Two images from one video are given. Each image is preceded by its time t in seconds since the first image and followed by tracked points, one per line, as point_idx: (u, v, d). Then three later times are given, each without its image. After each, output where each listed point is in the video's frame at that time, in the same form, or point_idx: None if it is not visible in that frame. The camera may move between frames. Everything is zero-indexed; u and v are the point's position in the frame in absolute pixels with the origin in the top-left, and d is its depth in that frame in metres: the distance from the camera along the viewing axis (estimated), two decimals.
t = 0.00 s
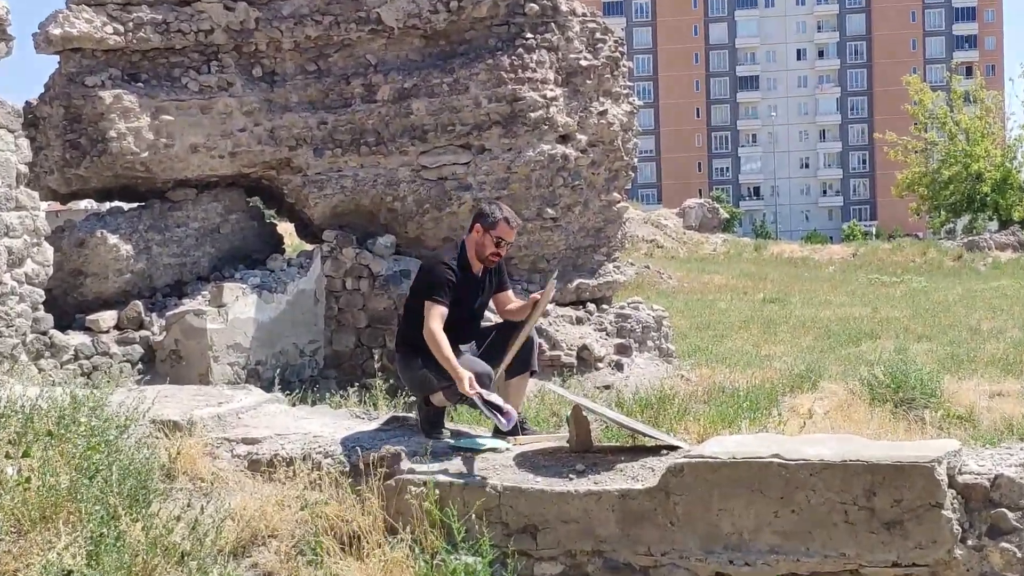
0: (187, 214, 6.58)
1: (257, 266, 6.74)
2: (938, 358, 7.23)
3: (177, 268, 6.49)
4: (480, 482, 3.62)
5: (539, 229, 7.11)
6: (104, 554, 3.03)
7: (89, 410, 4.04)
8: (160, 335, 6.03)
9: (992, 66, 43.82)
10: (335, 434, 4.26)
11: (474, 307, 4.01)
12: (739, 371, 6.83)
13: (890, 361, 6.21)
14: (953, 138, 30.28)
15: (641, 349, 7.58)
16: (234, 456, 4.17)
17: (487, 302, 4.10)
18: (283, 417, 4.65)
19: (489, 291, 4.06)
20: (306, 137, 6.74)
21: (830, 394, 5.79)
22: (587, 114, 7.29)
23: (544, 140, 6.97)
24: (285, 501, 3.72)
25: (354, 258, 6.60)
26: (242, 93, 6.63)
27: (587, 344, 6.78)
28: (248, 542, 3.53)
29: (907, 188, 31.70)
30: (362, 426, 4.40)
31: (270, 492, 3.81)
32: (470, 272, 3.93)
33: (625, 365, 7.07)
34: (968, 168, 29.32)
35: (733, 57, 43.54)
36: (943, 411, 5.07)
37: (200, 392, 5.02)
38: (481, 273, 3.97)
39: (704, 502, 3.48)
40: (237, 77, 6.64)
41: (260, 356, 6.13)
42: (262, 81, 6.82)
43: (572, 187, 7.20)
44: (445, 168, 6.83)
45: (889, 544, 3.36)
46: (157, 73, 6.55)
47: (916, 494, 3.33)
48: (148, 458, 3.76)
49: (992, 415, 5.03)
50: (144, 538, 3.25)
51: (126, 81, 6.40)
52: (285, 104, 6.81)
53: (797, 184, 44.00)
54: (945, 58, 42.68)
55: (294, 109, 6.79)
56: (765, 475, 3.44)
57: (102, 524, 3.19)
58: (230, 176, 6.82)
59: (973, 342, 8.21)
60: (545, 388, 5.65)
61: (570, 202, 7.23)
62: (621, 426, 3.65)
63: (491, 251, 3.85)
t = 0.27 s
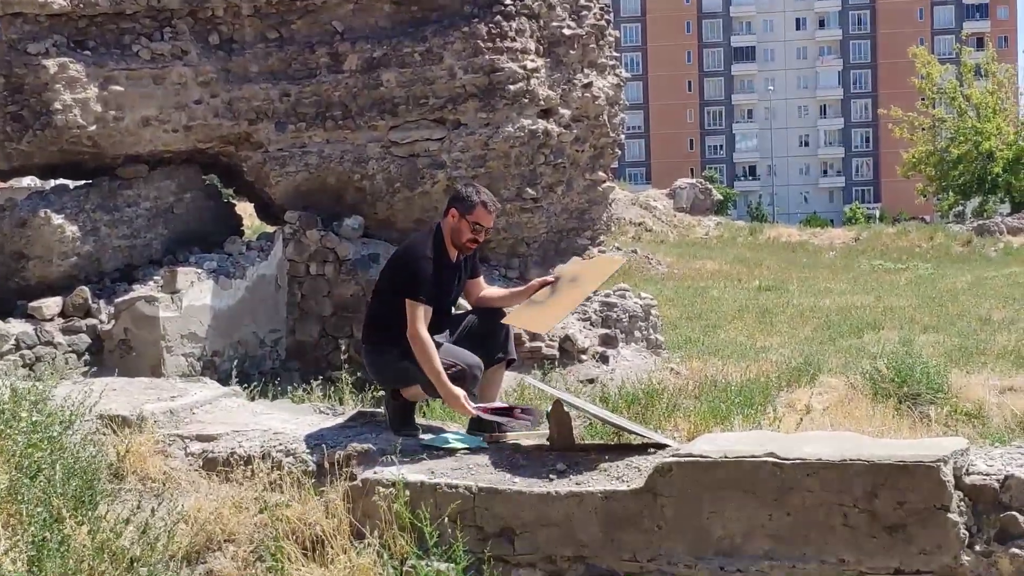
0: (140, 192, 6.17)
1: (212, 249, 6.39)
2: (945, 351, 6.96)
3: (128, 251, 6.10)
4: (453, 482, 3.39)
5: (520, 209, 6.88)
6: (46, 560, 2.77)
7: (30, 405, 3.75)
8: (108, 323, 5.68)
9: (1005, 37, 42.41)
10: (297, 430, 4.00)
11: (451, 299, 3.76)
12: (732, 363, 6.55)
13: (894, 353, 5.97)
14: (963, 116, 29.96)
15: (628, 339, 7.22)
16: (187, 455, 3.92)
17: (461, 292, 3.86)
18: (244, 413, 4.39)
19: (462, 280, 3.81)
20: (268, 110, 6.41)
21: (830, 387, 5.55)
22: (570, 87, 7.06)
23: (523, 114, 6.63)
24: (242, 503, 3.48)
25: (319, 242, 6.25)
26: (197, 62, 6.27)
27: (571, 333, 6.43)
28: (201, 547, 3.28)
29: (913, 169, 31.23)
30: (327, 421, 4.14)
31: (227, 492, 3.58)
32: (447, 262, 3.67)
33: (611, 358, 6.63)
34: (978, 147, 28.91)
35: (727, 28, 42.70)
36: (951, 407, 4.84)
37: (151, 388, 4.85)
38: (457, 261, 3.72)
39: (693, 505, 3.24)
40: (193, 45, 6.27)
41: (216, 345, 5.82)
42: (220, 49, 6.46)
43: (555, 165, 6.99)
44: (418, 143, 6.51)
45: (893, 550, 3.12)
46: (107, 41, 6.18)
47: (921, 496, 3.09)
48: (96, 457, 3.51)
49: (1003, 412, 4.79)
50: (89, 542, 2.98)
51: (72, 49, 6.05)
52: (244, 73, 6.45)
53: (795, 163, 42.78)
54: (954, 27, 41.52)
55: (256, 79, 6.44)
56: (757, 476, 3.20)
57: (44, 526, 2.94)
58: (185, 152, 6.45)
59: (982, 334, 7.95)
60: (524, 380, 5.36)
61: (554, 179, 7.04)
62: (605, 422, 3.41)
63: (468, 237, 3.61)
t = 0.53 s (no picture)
0: (122, 188, 6.14)
1: (196, 246, 6.39)
2: (929, 345, 6.97)
3: (112, 247, 6.08)
4: (438, 478, 3.39)
5: (505, 204, 6.90)
6: (30, 557, 2.78)
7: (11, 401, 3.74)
8: (93, 320, 5.70)
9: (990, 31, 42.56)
10: (282, 426, 4.01)
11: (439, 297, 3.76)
12: (717, 358, 6.56)
13: (877, 348, 5.96)
14: (948, 109, 30.08)
15: (614, 334, 7.22)
16: (171, 451, 3.94)
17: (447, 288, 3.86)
18: (227, 410, 4.40)
19: (449, 276, 3.82)
20: (251, 106, 6.40)
21: (814, 382, 5.56)
22: (553, 83, 7.04)
23: (507, 109, 6.64)
24: (226, 498, 3.49)
25: (303, 237, 6.20)
26: (180, 57, 6.27)
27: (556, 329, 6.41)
28: (184, 542, 3.29)
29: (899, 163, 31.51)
30: (311, 417, 4.16)
31: (211, 487, 3.59)
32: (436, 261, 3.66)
33: (596, 354, 6.66)
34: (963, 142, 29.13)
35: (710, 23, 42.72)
36: (935, 402, 4.85)
37: (135, 385, 4.88)
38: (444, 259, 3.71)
39: (676, 499, 3.25)
40: (175, 41, 6.28)
41: (201, 341, 5.85)
42: (203, 44, 6.44)
43: (539, 160, 7.01)
44: (402, 140, 6.51)
45: (875, 545, 3.13)
46: (89, 37, 6.17)
47: (904, 491, 3.10)
48: (77, 453, 3.50)
49: (986, 406, 4.80)
50: (73, 538, 2.98)
51: (54, 45, 6.05)
52: (227, 68, 6.44)
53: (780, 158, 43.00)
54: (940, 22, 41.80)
55: (239, 74, 6.43)
56: (741, 470, 3.20)
57: (26, 522, 2.94)
58: (168, 148, 6.43)
59: (967, 328, 7.97)
60: (509, 376, 5.36)
61: (540, 174, 7.06)
62: (589, 417, 3.42)
63: (456, 236, 3.61)
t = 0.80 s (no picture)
0: (112, 181, 6.14)
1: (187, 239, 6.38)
2: (919, 338, 6.98)
3: (102, 241, 6.08)
4: (428, 472, 3.39)
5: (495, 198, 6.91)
6: (20, 551, 2.79)
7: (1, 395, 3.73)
8: (84, 315, 5.70)
9: (980, 24, 42.92)
10: (272, 420, 4.01)
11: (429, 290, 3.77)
12: (707, 351, 6.57)
13: (867, 340, 5.98)
14: (938, 102, 30.16)
15: (605, 327, 7.24)
16: (161, 444, 3.94)
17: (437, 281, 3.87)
18: (217, 405, 4.40)
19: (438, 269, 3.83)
20: (240, 99, 6.39)
21: (805, 374, 5.57)
22: (542, 75, 7.05)
23: (496, 102, 6.64)
24: (216, 492, 3.49)
25: (293, 231, 6.18)
26: (169, 51, 6.26)
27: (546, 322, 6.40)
28: (174, 536, 3.30)
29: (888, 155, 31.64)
30: (301, 410, 4.16)
31: (201, 481, 3.59)
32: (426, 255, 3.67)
33: (587, 346, 6.66)
34: (952, 134, 29.25)
35: (699, 15, 42.45)
36: (923, 394, 4.86)
37: (126, 379, 4.88)
38: (434, 253, 3.72)
39: (667, 492, 3.25)
40: (164, 34, 6.27)
41: (192, 335, 5.85)
42: (192, 37, 6.44)
43: (529, 154, 7.02)
44: (393, 133, 6.50)
45: (865, 536, 3.14)
46: (78, 30, 6.16)
47: (893, 482, 3.10)
48: (67, 448, 3.49)
49: (976, 399, 4.81)
50: (64, 532, 2.99)
51: (43, 38, 6.03)
52: (217, 61, 6.44)
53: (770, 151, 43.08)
54: (930, 15, 42.10)
55: (228, 67, 6.43)
56: (732, 463, 3.20)
57: (15, 516, 2.94)
58: (159, 142, 6.42)
59: (957, 320, 8.00)
60: (500, 369, 5.35)
61: (529, 167, 7.08)
62: (579, 409, 3.41)
63: (446, 230, 3.61)
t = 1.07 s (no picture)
0: (110, 175, 6.14)
1: (185, 234, 6.38)
2: (917, 333, 6.99)
3: (101, 235, 6.07)
4: (427, 467, 3.40)
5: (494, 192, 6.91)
6: (18, 545, 2.79)
7: None
8: (82, 309, 5.69)
9: (977, 20, 43.00)
10: (270, 414, 4.01)
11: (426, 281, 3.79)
12: (705, 346, 6.58)
13: (866, 335, 5.98)
14: (936, 97, 30.16)
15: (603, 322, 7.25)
16: (159, 438, 3.94)
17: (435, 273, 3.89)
18: (215, 399, 4.40)
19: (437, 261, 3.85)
20: (239, 93, 6.39)
21: (804, 370, 5.58)
22: (540, 69, 7.06)
23: (495, 96, 6.65)
24: (214, 486, 3.49)
25: (291, 226, 6.21)
26: (168, 45, 6.26)
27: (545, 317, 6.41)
28: (172, 530, 3.30)
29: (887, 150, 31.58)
30: (299, 405, 4.16)
31: (199, 475, 3.59)
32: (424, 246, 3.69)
33: (586, 342, 6.67)
34: (951, 130, 29.20)
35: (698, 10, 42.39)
36: (922, 389, 4.88)
37: (124, 374, 4.88)
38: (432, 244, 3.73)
39: (665, 487, 3.25)
40: (163, 27, 6.27)
41: (191, 330, 5.85)
42: (191, 31, 6.44)
43: (527, 148, 7.03)
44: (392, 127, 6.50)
45: (863, 532, 3.14)
46: (77, 24, 6.16)
47: (892, 477, 3.10)
48: (65, 442, 3.49)
49: (975, 395, 4.82)
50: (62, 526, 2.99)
51: (41, 31, 6.02)
52: (216, 55, 6.43)
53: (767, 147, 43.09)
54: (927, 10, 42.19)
55: (227, 61, 6.42)
56: (730, 458, 3.21)
57: (12, 511, 2.94)
58: (157, 137, 6.42)
59: (955, 315, 8.01)
60: (498, 363, 5.36)
61: (527, 161, 7.08)
62: (577, 404, 3.42)
63: (442, 219, 3.62)
